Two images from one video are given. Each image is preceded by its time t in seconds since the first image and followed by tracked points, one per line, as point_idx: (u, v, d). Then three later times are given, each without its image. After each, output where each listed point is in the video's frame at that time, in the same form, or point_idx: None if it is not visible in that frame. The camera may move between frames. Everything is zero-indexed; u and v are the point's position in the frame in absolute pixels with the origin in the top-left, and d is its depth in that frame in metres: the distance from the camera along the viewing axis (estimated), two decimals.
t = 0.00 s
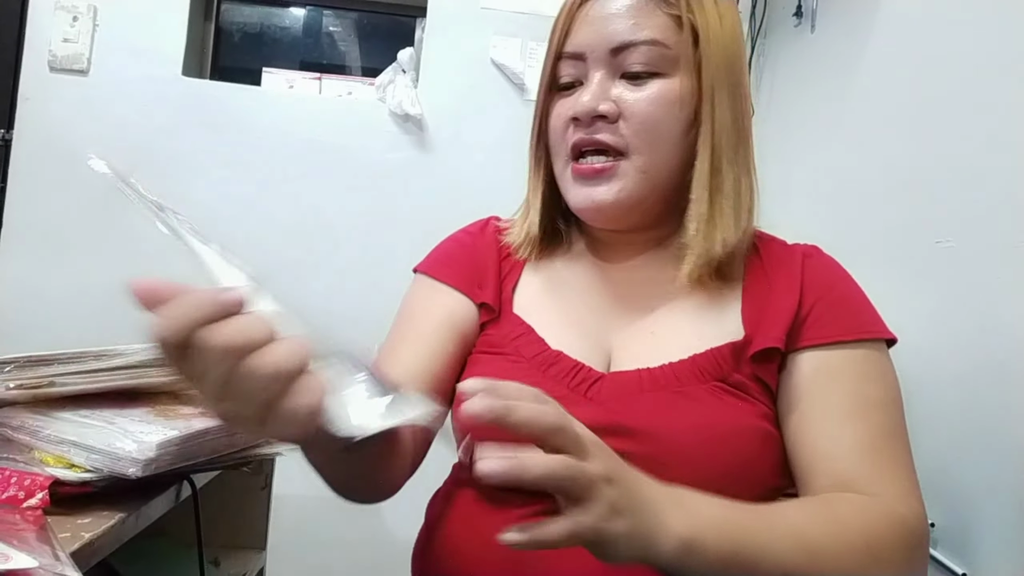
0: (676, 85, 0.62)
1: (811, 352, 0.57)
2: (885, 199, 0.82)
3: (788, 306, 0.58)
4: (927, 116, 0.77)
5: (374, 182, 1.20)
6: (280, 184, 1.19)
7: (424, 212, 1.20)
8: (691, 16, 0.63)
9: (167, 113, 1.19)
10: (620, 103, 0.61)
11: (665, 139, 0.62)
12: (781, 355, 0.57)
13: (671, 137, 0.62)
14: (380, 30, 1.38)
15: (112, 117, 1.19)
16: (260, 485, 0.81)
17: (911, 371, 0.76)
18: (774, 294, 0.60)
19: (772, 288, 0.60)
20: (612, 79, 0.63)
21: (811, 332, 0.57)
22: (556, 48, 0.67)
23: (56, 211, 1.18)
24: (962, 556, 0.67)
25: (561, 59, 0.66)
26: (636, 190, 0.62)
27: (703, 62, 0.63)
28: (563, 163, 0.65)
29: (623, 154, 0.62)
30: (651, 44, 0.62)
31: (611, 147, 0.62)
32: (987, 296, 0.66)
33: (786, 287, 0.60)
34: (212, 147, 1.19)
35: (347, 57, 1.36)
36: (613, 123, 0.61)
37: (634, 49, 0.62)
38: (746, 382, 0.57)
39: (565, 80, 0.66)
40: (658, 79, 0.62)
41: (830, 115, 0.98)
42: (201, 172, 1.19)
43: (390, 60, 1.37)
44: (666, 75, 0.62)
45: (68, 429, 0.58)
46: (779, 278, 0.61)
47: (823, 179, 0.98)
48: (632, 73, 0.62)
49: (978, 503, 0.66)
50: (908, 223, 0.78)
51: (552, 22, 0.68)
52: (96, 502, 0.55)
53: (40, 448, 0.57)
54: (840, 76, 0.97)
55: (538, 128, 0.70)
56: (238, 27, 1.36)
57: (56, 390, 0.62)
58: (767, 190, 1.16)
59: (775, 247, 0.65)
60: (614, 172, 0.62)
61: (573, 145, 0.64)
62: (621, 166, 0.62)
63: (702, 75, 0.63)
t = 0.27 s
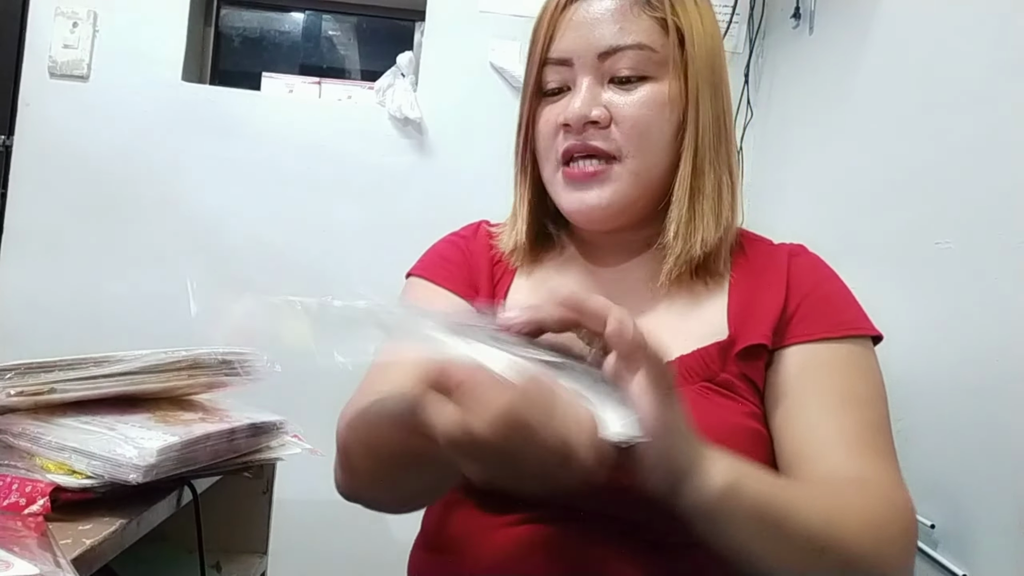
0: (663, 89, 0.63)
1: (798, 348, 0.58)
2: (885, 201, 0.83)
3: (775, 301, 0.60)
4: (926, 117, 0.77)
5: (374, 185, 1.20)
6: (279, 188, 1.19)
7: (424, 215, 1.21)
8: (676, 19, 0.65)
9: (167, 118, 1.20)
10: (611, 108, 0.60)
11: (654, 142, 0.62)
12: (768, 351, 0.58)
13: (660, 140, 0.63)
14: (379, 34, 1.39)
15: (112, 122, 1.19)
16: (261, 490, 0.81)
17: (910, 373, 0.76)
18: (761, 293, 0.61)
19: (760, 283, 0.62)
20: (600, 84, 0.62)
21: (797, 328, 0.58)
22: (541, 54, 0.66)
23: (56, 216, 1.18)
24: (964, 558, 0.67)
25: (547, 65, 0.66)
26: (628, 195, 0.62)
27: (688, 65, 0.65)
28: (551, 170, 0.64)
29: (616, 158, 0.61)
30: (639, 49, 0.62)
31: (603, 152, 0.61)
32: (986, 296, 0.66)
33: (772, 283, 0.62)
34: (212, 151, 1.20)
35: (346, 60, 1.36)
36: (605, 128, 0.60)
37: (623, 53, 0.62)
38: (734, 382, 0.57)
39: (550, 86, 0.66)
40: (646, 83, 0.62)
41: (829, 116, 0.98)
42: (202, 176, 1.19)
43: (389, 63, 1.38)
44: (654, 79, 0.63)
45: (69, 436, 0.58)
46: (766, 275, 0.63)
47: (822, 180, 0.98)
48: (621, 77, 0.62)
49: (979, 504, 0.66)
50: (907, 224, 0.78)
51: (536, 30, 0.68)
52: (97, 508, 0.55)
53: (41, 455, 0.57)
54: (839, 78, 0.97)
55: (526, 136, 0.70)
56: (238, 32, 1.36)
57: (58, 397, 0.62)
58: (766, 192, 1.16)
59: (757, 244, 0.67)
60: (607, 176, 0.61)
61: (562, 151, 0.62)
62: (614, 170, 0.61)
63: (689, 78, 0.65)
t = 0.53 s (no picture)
0: (672, 86, 0.63)
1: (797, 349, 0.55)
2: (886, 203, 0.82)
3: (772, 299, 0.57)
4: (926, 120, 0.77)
5: (376, 188, 1.20)
6: (281, 191, 1.20)
7: (426, 219, 1.21)
8: (683, 18, 0.66)
9: (170, 121, 1.20)
10: (624, 102, 0.60)
11: (666, 138, 0.62)
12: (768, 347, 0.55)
13: (671, 136, 0.63)
14: (379, 37, 1.38)
15: (115, 125, 1.20)
16: (262, 492, 0.82)
17: (912, 376, 0.76)
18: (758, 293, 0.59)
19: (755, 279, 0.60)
20: (611, 77, 0.62)
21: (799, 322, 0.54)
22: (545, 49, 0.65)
23: (60, 219, 1.19)
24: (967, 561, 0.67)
25: (552, 59, 0.65)
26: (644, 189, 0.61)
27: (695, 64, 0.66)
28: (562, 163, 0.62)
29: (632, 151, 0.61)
30: (651, 43, 0.63)
31: (620, 145, 0.60)
32: (987, 300, 0.66)
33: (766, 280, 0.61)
34: (214, 153, 1.20)
35: (348, 63, 1.37)
36: (619, 121, 0.60)
37: (633, 47, 0.62)
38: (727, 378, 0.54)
39: (557, 79, 0.65)
40: (655, 79, 0.62)
41: (831, 119, 0.98)
42: (205, 179, 1.20)
43: (391, 66, 1.38)
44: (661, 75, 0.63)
45: (71, 437, 0.58)
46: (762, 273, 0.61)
47: (824, 183, 0.98)
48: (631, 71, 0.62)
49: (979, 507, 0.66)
50: (909, 227, 0.78)
51: (537, 28, 0.67)
52: (100, 509, 0.56)
53: (44, 457, 0.57)
54: (840, 81, 0.97)
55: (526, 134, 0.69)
56: (240, 35, 1.37)
57: (60, 399, 0.62)
58: (767, 194, 1.16)
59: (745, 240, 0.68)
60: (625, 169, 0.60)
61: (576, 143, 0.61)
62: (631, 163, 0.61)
63: (695, 73, 0.66)
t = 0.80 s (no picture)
0: (662, 86, 0.64)
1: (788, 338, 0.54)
2: (887, 203, 0.82)
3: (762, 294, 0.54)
4: (927, 122, 0.77)
5: (377, 189, 1.21)
6: (282, 192, 1.20)
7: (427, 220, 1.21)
8: (672, 19, 0.66)
9: (171, 121, 1.20)
10: (614, 103, 0.61)
11: (656, 140, 0.63)
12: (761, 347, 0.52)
13: (660, 139, 0.63)
14: (380, 39, 1.38)
15: (116, 125, 1.20)
16: (263, 491, 0.82)
17: (912, 379, 0.76)
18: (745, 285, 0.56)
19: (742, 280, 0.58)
20: (601, 78, 0.62)
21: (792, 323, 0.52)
22: (535, 46, 0.64)
23: (61, 219, 1.19)
24: (966, 562, 0.67)
25: (542, 58, 0.64)
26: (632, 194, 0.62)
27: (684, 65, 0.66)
28: (551, 166, 0.63)
29: (621, 155, 0.62)
30: (641, 43, 0.63)
31: (609, 147, 0.61)
32: (987, 302, 0.66)
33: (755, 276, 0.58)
34: (215, 154, 1.20)
35: (349, 64, 1.38)
36: (610, 123, 0.61)
37: (623, 49, 0.62)
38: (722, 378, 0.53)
39: (546, 78, 0.64)
40: (645, 80, 0.63)
41: (831, 120, 0.98)
42: (205, 180, 1.20)
43: (392, 67, 1.38)
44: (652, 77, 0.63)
45: (72, 436, 0.58)
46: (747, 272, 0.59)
47: (824, 185, 0.98)
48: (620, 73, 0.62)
49: (978, 509, 0.66)
50: (909, 229, 0.78)
51: (525, 26, 0.66)
52: (100, 508, 0.56)
53: (45, 456, 0.57)
54: (841, 83, 0.98)
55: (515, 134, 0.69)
56: (242, 35, 1.37)
57: (61, 398, 0.62)
58: (768, 196, 1.16)
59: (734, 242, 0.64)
60: (613, 172, 0.62)
61: (566, 145, 0.62)
62: (619, 168, 0.62)
63: (684, 75, 0.66)
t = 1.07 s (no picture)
0: (662, 84, 0.64)
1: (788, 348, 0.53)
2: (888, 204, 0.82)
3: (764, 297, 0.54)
4: (928, 122, 0.77)
5: (378, 188, 1.21)
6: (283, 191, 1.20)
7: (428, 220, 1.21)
8: (672, 18, 0.67)
9: (172, 121, 1.20)
10: (614, 99, 0.61)
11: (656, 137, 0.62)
12: (765, 350, 0.53)
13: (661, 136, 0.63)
14: (381, 38, 1.39)
15: (118, 125, 1.20)
16: (265, 491, 0.82)
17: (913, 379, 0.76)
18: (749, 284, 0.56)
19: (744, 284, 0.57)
20: (601, 74, 0.62)
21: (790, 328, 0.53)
22: (535, 41, 0.65)
23: (63, 219, 1.19)
24: (966, 561, 0.67)
25: (541, 53, 0.65)
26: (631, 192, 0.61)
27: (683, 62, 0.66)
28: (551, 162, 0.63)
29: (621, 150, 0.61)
30: (641, 40, 0.63)
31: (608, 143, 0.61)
32: (988, 301, 0.66)
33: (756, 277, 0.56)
34: (216, 154, 1.20)
35: (350, 63, 1.38)
36: (610, 119, 0.60)
37: (624, 45, 0.62)
38: (716, 386, 0.54)
39: (545, 74, 0.65)
40: (645, 78, 0.63)
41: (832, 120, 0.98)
42: (207, 179, 1.20)
43: (393, 67, 1.38)
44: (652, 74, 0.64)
45: (73, 436, 0.58)
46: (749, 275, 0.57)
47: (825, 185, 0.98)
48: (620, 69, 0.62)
49: (979, 509, 0.66)
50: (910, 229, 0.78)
51: (525, 21, 0.67)
52: (102, 508, 0.56)
53: (47, 455, 0.58)
54: (842, 82, 0.97)
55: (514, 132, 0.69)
56: (243, 35, 1.37)
57: (63, 397, 0.62)
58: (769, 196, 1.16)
59: (735, 240, 0.62)
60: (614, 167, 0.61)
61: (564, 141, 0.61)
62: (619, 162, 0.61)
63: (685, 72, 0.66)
